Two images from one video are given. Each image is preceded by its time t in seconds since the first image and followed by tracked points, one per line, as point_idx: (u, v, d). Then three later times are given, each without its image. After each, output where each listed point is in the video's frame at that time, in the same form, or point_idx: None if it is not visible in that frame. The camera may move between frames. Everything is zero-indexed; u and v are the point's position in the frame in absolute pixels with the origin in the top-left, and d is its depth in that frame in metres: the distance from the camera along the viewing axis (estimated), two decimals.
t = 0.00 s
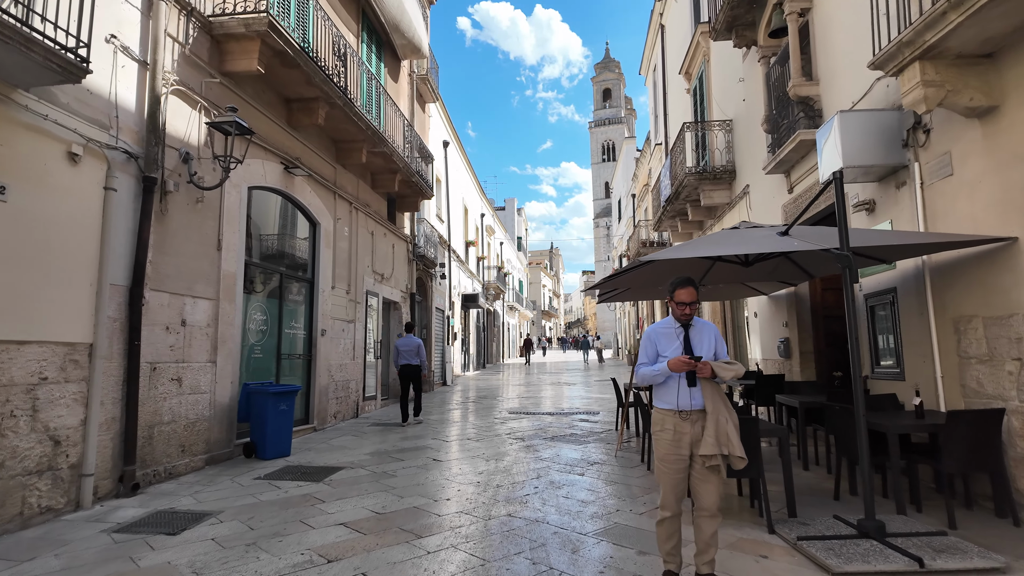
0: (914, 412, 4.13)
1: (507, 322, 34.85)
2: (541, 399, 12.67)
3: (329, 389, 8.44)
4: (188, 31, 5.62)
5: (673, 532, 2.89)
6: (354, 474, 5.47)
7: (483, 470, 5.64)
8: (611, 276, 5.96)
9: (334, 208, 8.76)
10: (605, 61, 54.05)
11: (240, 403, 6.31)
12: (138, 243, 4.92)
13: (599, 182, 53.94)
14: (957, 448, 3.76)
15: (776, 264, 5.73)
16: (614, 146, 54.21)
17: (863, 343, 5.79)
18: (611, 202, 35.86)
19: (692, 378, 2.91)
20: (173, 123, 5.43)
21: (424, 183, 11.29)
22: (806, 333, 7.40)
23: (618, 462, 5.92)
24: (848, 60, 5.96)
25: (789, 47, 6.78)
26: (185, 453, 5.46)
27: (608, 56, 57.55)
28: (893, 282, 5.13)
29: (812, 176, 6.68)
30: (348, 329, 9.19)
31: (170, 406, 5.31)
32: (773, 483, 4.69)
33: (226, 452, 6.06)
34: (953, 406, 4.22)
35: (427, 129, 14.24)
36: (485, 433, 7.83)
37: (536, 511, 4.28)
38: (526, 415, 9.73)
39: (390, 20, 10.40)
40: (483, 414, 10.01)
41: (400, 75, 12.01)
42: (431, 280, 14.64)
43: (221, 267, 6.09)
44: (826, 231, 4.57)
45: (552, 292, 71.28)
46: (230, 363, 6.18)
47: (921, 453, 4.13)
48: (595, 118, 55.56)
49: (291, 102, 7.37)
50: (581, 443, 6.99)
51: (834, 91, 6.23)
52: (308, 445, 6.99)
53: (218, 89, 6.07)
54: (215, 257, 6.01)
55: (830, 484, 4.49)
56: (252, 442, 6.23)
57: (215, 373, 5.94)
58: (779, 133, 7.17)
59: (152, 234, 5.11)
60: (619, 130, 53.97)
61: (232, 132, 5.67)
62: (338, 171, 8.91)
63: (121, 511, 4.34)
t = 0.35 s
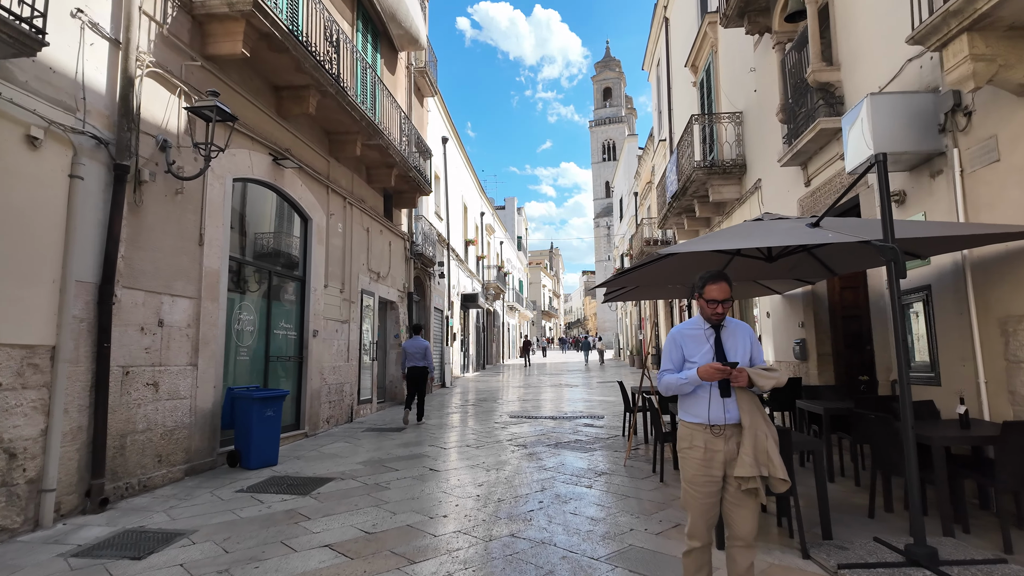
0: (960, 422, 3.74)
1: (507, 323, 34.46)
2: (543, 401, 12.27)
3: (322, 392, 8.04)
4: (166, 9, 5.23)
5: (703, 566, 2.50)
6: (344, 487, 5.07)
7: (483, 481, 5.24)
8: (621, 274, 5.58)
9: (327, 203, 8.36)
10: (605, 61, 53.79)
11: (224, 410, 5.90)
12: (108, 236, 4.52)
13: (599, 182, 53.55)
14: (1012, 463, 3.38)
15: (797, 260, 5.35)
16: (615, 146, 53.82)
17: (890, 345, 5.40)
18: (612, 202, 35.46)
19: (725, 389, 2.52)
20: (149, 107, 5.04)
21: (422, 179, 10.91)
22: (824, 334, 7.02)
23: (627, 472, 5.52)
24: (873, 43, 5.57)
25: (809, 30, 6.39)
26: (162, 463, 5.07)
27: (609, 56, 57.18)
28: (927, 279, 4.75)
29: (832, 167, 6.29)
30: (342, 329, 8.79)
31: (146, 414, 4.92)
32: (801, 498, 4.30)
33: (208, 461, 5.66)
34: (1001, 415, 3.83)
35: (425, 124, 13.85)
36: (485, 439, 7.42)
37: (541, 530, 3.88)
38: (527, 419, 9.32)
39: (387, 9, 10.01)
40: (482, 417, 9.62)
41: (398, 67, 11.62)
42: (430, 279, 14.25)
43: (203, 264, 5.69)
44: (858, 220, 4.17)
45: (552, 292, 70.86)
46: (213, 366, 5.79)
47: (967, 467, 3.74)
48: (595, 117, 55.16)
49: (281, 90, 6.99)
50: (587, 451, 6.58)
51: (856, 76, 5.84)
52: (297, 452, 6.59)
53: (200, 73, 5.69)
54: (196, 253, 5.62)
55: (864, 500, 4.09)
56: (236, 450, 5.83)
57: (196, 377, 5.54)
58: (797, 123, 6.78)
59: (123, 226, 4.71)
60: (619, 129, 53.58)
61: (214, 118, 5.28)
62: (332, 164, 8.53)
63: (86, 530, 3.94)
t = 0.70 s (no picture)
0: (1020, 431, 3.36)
1: (507, 323, 34.06)
2: (547, 404, 11.88)
3: (317, 394, 7.67)
4: None
5: None
6: (336, 499, 4.68)
7: (486, 492, 4.86)
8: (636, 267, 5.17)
9: (322, 196, 7.98)
10: (606, 60, 53.45)
11: (210, 414, 5.52)
12: (79, 226, 4.15)
13: (600, 181, 53.17)
14: None
15: (825, 254, 4.95)
16: (616, 145, 53.45)
17: (926, 344, 5.02)
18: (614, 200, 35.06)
19: (778, 396, 2.14)
20: (127, 88, 4.66)
21: (422, 173, 10.53)
22: (847, 334, 6.64)
23: (642, 482, 5.13)
24: (906, 21, 5.19)
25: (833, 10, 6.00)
26: (141, 473, 4.68)
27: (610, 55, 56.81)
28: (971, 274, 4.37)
29: (859, 156, 5.92)
30: (339, 328, 8.42)
31: (123, 419, 4.54)
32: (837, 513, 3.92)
33: (192, 469, 5.27)
34: None
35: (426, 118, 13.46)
36: (487, 445, 7.04)
37: (552, 550, 3.49)
38: (531, 423, 8.94)
39: None
40: (484, 421, 9.24)
41: (398, 59, 11.24)
42: (430, 278, 13.87)
43: (187, 258, 5.31)
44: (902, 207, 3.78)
45: (552, 292, 70.49)
46: (198, 367, 5.41)
47: None
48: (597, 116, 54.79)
49: (273, 76, 6.62)
50: (596, 458, 6.19)
51: (886, 57, 5.46)
52: (290, 459, 6.21)
53: (185, 53, 5.31)
54: (180, 246, 5.24)
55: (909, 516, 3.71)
56: (223, 458, 5.45)
57: (179, 379, 5.16)
58: (820, 110, 6.40)
59: (97, 216, 4.33)
60: (621, 128, 53.19)
61: (198, 100, 4.90)
62: (328, 155, 8.15)
63: (49, 549, 3.56)
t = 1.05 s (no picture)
0: None
1: (507, 325, 33.68)
2: (547, 408, 11.52)
3: (308, 399, 7.29)
4: None
5: None
6: (323, 515, 4.31)
7: (485, 507, 4.48)
8: (647, 265, 4.80)
9: (314, 192, 7.62)
10: (606, 60, 53.16)
11: (191, 421, 5.15)
12: (39, 218, 3.78)
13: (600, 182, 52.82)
14: None
15: (852, 250, 4.59)
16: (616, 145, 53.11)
17: (959, 347, 4.65)
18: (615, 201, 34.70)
19: (837, 412, 1.78)
20: (96, 69, 4.30)
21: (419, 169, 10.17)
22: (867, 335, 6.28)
23: (653, 496, 4.76)
24: None
25: None
26: (111, 488, 4.31)
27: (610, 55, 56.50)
28: (1014, 270, 4.02)
29: (883, 147, 5.56)
30: (332, 330, 8.05)
31: (91, 429, 4.17)
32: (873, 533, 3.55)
33: (170, 482, 4.90)
34: None
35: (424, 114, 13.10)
36: (487, 453, 6.67)
37: None
38: (533, 429, 8.57)
39: None
40: (483, 426, 8.86)
41: (394, 51, 10.89)
42: (428, 278, 13.50)
43: (165, 254, 4.94)
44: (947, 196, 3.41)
45: (552, 294, 70.10)
46: (177, 372, 5.04)
47: None
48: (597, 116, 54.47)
49: (261, 64, 6.27)
50: (601, 467, 5.82)
51: (912, 40, 5.10)
52: (277, 469, 5.83)
53: (162, 35, 4.95)
54: (157, 241, 4.87)
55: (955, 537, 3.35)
56: (204, 469, 5.08)
57: (155, 385, 4.79)
58: (840, 99, 6.04)
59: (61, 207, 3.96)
60: (621, 129, 52.85)
61: (174, 83, 4.54)
62: (320, 149, 7.79)
63: None
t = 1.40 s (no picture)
0: None
1: (507, 330, 33.31)
2: (548, 416, 11.14)
3: (296, 409, 6.91)
4: None
5: None
6: (306, 541, 3.91)
7: (484, 531, 4.09)
8: (661, 265, 4.44)
9: (304, 191, 7.25)
10: (606, 64, 52.98)
11: (166, 434, 4.76)
12: None
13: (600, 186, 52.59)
14: None
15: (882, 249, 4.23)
16: (615, 149, 52.88)
17: (999, 355, 4.28)
18: (615, 204, 34.39)
19: (927, 444, 1.41)
20: (58, 51, 3.93)
21: (416, 169, 9.83)
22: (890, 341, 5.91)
23: (667, 517, 4.37)
24: None
25: None
26: (72, 510, 3.92)
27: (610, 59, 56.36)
28: None
29: (908, 140, 5.21)
30: (323, 336, 7.68)
31: (49, 446, 3.78)
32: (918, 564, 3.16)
33: (142, 502, 4.51)
34: None
35: (421, 114, 12.76)
36: (485, 466, 6.29)
37: None
38: (534, 439, 8.20)
39: None
40: (482, 436, 8.49)
41: (390, 48, 10.55)
42: (425, 282, 13.13)
43: (137, 253, 4.57)
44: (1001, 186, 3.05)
45: (552, 299, 69.79)
46: (151, 382, 4.66)
47: None
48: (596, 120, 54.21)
49: (247, 54, 5.93)
50: (608, 484, 5.43)
51: (942, 24, 4.74)
52: (260, 485, 5.44)
53: (135, 18, 4.58)
54: (128, 240, 4.50)
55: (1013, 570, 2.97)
56: (179, 487, 4.69)
57: (125, 396, 4.41)
58: (860, 90, 5.68)
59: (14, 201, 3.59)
60: (621, 133, 52.60)
61: (146, 68, 4.18)
62: (311, 146, 7.44)
63: None
